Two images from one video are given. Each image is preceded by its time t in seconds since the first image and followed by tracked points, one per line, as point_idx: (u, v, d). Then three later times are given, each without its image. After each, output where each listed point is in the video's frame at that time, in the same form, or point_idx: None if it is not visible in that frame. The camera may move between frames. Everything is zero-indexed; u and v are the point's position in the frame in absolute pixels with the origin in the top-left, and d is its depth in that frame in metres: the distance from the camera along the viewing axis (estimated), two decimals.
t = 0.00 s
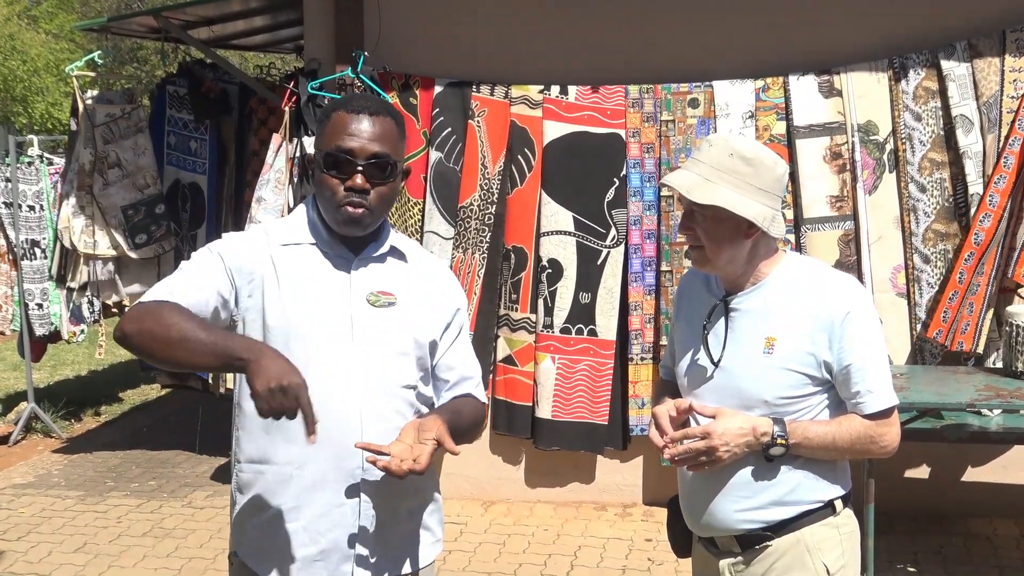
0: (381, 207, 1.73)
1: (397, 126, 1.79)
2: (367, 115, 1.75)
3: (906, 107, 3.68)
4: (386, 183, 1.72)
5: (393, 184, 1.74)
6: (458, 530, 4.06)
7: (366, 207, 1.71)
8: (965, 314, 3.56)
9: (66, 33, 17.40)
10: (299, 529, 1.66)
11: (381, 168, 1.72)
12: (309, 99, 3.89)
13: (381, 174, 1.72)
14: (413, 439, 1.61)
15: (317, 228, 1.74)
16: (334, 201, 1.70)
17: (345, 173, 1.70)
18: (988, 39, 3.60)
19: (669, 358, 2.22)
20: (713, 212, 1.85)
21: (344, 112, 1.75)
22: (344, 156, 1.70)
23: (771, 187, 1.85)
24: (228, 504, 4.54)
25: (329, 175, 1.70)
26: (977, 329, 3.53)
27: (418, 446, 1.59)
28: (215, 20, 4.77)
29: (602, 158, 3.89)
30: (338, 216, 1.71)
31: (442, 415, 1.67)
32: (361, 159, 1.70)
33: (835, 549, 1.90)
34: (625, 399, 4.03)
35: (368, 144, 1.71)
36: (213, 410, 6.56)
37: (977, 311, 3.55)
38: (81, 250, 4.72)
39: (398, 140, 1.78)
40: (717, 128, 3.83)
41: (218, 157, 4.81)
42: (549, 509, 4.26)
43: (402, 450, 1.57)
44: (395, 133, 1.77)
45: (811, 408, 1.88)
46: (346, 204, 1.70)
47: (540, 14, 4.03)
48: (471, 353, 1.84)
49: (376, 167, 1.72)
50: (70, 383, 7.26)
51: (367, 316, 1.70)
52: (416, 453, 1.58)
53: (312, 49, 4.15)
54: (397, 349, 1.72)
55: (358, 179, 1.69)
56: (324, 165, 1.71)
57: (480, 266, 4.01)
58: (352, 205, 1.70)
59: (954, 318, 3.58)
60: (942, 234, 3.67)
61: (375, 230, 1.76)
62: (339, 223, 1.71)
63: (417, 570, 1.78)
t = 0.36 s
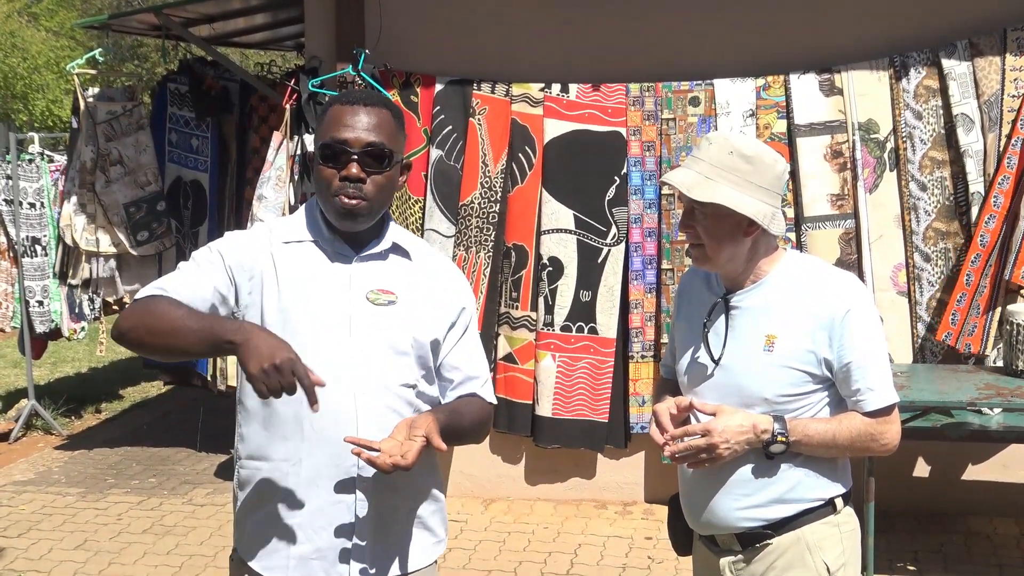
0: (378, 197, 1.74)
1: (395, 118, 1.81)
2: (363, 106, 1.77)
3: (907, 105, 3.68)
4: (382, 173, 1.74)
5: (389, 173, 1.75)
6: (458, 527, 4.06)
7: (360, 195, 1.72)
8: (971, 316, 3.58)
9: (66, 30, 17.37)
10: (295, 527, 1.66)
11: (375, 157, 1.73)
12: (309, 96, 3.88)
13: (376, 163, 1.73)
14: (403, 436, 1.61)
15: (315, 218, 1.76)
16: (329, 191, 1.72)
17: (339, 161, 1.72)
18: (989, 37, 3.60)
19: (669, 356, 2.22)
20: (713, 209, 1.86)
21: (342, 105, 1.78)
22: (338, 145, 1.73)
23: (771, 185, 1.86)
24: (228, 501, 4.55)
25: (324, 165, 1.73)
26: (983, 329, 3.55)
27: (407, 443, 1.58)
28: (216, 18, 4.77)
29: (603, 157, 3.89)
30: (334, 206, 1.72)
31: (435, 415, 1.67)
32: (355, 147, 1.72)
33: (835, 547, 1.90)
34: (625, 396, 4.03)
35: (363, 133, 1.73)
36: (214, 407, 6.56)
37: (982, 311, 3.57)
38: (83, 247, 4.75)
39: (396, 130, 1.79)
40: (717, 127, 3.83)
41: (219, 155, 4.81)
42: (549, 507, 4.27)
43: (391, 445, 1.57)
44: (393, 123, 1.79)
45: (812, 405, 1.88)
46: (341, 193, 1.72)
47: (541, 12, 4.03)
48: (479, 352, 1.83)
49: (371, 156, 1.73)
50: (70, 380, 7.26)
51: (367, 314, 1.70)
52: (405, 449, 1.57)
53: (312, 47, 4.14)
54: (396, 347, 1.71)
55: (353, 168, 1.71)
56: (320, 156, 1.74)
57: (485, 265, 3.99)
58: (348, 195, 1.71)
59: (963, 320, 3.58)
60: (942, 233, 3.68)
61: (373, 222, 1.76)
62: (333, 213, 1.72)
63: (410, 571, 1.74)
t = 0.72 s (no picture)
0: (374, 194, 1.74)
1: (389, 115, 1.81)
2: (356, 105, 1.77)
3: (907, 105, 3.68)
4: (377, 170, 1.73)
5: (384, 171, 1.75)
6: (458, 526, 4.07)
7: (355, 193, 1.72)
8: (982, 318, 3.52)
9: (67, 28, 17.36)
10: (297, 527, 1.67)
11: (370, 154, 1.73)
12: (309, 95, 3.89)
13: (371, 160, 1.73)
14: (392, 432, 1.61)
15: (313, 220, 1.77)
16: (325, 191, 1.73)
17: (333, 160, 1.72)
18: (990, 37, 3.61)
19: (671, 354, 2.22)
20: (719, 209, 1.86)
21: (335, 105, 1.78)
22: (333, 144, 1.72)
23: (776, 186, 1.86)
24: (228, 500, 4.55)
25: (319, 165, 1.73)
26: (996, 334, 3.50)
27: (394, 439, 1.59)
28: (216, 17, 4.77)
29: (603, 156, 3.89)
30: (331, 207, 1.73)
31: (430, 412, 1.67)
32: (349, 146, 1.72)
33: (838, 546, 1.90)
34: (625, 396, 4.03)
35: (356, 131, 1.73)
36: (214, 405, 6.57)
37: (993, 314, 3.52)
38: (85, 246, 4.75)
39: (391, 128, 1.79)
40: (717, 126, 3.83)
41: (220, 154, 4.80)
42: (549, 506, 4.27)
43: (379, 441, 1.58)
44: (386, 121, 1.79)
45: (816, 405, 1.88)
46: (338, 193, 1.72)
47: (541, 12, 4.03)
48: (480, 350, 1.82)
49: (365, 154, 1.73)
50: (70, 379, 7.27)
51: (367, 314, 1.71)
52: (390, 445, 1.58)
53: (312, 46, 4.14)
54: (396, 346, 1.71)
55: (348, 166, 1.71)
56: (315, 156, 1.74)
57: (484, 262, 3.99)
58: (344, 195, 1.72)
59: (977, 323, 3.53)
60: (942, 232, 3.68)
61: (371, 219, 1.76)
62: (331, 214, 1.73)
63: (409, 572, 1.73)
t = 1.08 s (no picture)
0: (370, 188, 1.74)
1: (386, 111, 1.80)
2: (352, 101, 1.78)
3: (906, 104, 3.68)
4: (372, 164, 1.73)
5: (380, 166, 1.75)
6: (457, 526, 4.06)
7: (349, 185, 1.72)
8: (983, 320, 3.52)
9: (65, 28, 17.35)
10: (297, 523, 1.68)
11: (366, 149, 1.73)
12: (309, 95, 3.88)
13: (366, 156, 1.73)
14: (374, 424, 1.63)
15: (309, 218, 1.77)
16: (321, 186, 1.73)
17: (330, 155, 1.72)
18: (988, 37, 3.61)
19: (672, 352, 2.22)
20: (726, 202, 1.85)
21: (332, 102, 1.78)
22: (329, 139, 1.72)
23: (784, 184, 1.86)
24: (227, 500, 4.55)
25: (315, 160, 1.73)
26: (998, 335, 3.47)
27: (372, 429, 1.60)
28: (215, 16, 4.77)
29: (602, 156, 3.89)
30: (326, 200, 1.73)
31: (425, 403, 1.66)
32: (345, 140, 1.72)
33: (839, 547, 1.90)
34: (624, 396, 4.03)
35: (353, 127, 1.73)
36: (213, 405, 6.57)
37: (996, 316, 3.52)
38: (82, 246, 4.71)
39: (389, 126, 1.79)
40: (716, 126, 3.83)
41: (218, 154, 4.83)
42: (548, 506, 4.27)
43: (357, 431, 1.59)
44: (383, 117, 1.78)
45: (817, 404, 1.89)
46: (334, 187, 1.72)
47: (540, 11, 4.03)
48: (482, 346, 1.82)
49: (361, 149, 1.73)
50: (68, 378, 7.26)
51: (366, 313, 1.71)
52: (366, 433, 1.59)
53: (311, 45, 4.13)
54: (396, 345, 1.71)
55: (343, 160, 1.71)
56: (312, 151, 1.74)
57: (477, 260, 4.00)
58: (340, 188, 1.71)
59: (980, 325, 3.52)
60: (941, 232, 3.69)
61: (367, 215, 1.76)
62: (327, 207, 1.73)
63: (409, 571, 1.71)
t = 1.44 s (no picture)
0: (376, 187, 1.74)
1: (390, 111, 1.81)
2: (358, 100, 1.78)
3: (905, 103, 3.68)
4: (377, 163, 1.73)
5: (385, 165, 1.75)
6: (456, 525, 4.06)
7: (355, 184, 1.71)
8: (983, 319, 3.51)
9: (63, 27, 17.35)
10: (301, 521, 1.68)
11: (371, 148, 1.73)
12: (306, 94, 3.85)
13: (371, 155, 1.73)
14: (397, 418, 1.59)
15: (312, 216, 1.76)
16: (326, 182, 1.72)
17: (336, 153, 1.72)
18: (987, 36, 3.61)
19: (676, 351, 2.22)
20: (729, 209, 1.85)
21: (337, 100, 1.78)
22: (335, 137, 1.72)
23: (785, 183, 1.86)
24: (226, 500, 4.54)
25: (320, 156, 1.72)
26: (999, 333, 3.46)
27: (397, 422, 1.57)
28: (214, 15, 4.76)
29: (600, 155, 3.89)
30: (331, 198, 1.72)
31: (442, 392, 1.64)
32: (352, 139, 1.73)
33: (842, 547, 1.90)
34: (623, 396, 4.03)
35: (359, 125, 1.74)
36: (212, 404, 6.57)
37: (996, 315, 3.50)
38: (79, 244, 4.72)
39: (393, 126, 1.79)
40: (715, 125, 3.83)
41: (218, 153, 4.80)
42: (547, 505, 4.27)
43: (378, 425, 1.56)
44: (388, 117, 1.79)
45: (820, 404, 1.88)
46: (339, 184, 1.71)
47: (539, 11, 4.02)
48: (482, 338, 1.82)
49: (367, 148, 1.73)
50: (68, 378, 7.26)
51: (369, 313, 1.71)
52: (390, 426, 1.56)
53: (310, 44, 4.13)
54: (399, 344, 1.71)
55: (350, 158, 1.71)
56: (316, 148, 1.73)
57: (480, 261, 4.00)
58: (346, 185, 1.71)
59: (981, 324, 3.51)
60: (940, 231, 3.68)
61: (370, 213, 1.75)
62: (332, 205, 1.72)
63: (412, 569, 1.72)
